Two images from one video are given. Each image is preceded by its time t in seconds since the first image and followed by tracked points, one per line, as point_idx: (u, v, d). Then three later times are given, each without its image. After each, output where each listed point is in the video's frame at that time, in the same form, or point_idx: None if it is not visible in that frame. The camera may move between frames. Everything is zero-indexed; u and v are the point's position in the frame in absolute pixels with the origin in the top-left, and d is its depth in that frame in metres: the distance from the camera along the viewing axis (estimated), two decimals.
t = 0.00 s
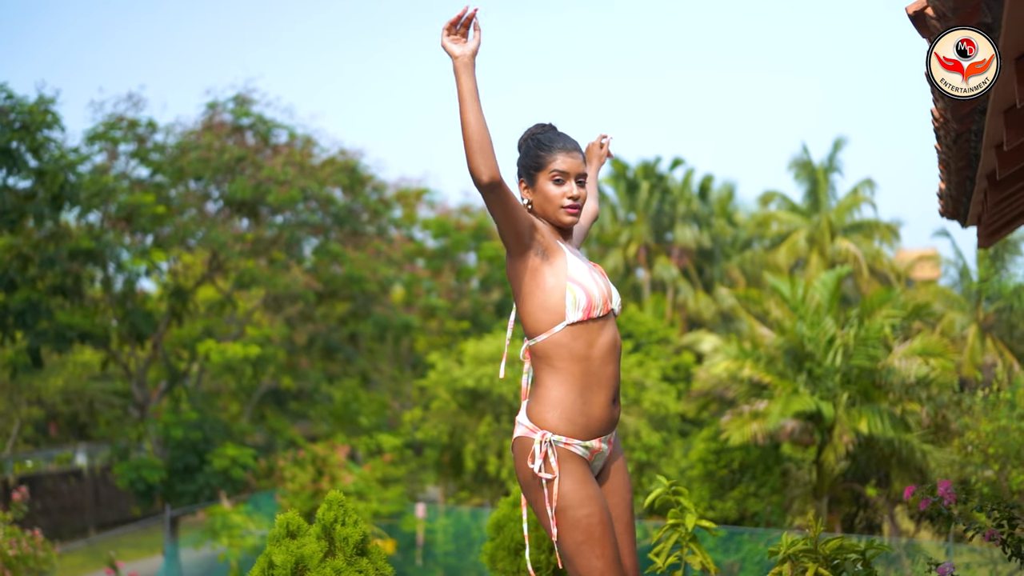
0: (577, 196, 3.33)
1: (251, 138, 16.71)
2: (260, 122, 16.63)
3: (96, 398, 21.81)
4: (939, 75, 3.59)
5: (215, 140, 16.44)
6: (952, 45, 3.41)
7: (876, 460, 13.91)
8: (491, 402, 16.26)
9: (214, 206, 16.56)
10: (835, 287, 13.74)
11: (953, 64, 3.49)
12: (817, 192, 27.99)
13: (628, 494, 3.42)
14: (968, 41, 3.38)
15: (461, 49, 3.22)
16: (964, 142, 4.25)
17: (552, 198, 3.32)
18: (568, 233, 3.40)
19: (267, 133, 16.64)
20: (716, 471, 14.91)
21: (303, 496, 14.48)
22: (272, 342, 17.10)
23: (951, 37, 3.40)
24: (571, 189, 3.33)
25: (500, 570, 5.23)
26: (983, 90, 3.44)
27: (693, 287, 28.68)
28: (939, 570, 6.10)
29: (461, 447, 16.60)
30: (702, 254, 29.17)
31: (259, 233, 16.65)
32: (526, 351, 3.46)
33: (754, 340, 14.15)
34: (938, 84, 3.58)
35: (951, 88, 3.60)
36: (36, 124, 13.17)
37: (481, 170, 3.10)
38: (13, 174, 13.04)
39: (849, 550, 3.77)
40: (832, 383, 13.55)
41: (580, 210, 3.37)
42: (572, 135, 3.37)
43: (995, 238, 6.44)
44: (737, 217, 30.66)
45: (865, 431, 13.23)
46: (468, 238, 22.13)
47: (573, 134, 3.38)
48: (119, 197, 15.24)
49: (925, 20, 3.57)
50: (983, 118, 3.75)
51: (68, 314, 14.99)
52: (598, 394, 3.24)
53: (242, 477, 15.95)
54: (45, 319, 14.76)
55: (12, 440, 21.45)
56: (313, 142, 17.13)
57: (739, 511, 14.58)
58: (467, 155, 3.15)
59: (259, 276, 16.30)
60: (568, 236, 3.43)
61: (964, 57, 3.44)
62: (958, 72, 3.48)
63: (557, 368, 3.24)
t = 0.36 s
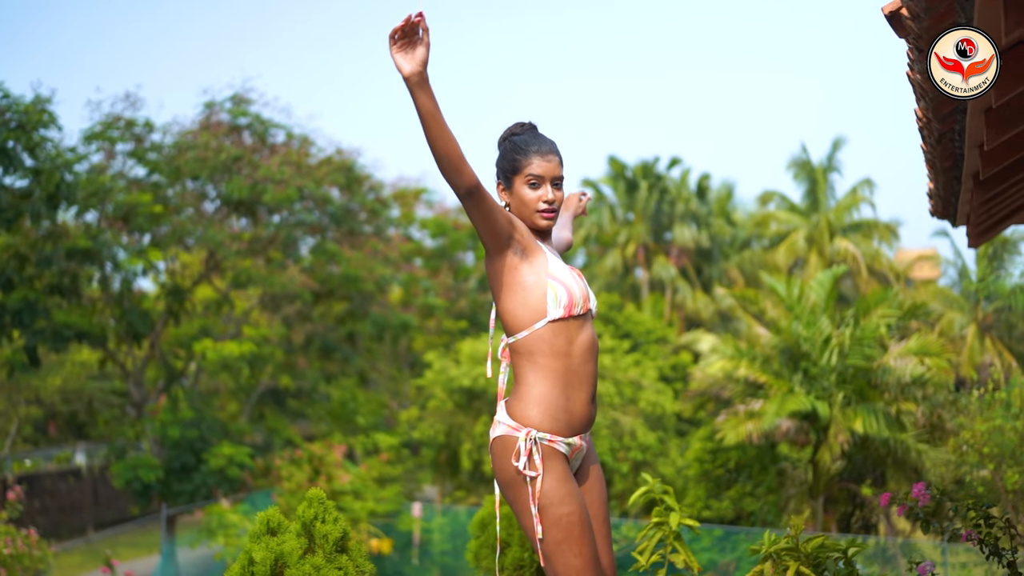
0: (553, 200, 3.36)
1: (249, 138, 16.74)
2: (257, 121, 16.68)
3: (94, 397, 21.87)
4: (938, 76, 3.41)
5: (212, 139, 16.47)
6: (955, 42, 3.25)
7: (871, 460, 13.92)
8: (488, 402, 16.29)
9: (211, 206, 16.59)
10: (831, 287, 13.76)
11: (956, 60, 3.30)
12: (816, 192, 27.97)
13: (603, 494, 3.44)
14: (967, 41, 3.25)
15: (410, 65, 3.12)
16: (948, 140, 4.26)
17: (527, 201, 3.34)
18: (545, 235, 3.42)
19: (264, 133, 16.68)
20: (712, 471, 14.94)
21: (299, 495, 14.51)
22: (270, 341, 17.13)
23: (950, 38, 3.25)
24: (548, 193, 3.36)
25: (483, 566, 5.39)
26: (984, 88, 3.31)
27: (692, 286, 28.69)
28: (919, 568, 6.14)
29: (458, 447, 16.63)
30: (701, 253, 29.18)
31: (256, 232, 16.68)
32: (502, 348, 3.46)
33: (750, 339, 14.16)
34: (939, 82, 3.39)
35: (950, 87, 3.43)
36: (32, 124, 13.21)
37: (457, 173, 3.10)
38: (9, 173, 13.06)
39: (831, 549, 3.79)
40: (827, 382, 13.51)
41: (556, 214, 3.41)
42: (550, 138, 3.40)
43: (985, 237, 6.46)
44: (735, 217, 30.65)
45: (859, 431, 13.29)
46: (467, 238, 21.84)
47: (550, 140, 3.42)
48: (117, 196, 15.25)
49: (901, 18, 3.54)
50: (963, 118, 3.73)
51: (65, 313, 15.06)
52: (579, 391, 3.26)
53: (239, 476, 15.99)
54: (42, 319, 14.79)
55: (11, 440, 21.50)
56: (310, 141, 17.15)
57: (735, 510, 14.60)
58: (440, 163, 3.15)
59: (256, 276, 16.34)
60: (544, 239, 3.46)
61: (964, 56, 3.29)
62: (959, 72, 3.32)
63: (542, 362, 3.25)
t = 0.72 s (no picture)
0: (528, 204, 3.39)
1: (246, 138, 16.78)
2: (255, 122, 16.74)
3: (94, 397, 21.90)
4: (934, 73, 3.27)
5: (210, 140, 16.51)
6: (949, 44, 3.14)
7: (868, 460, 13.91)
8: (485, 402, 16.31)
9: (209, 207, 16.62)
10: (827, 287, 13.79)
11: (951, 63, 3.19)
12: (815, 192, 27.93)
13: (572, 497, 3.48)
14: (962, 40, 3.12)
15: (357, 140, 3.04)
16: (932, 142, 4.29)
17: (503, 206, 3.37)
18: (521, 240, 3.45)
19: (262, 133, 16.73)
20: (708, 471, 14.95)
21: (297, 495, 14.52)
22: (267, 341, 17.17)
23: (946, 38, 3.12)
24: (523, 198, 3.38)
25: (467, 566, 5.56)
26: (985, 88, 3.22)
27: (691, 287, 28.69)
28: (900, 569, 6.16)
29: (455, 447, 16.64)
30: (700, 254, 29.19)
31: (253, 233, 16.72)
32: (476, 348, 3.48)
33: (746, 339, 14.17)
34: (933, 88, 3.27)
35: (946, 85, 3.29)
36: (29, 124, 13.25)
37: (433, 202, 3.11)
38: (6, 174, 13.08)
39: (812, 549, 3.82)
40: (823, 382, 13.57)
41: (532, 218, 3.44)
42: (524, 143, 3.43)
43: (976, 237, 6.46)
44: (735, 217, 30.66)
45: (855, 431, 13.29)
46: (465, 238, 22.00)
47: (525, 145, 3.45)
48: (115, 196, 15.29)
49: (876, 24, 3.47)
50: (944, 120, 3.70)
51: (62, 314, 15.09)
52: (555, 390, 3.30)
53: (236, 476, 16.03)
54: (40, 319, 14.82)
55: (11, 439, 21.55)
56: (308, 142, 17.17)
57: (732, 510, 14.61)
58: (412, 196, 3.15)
59: (253, 276, 16.36)
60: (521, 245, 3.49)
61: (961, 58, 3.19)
62: (958, 72, 3.19)
63: (521, 360, 3.28)
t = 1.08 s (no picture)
0: (505, 205, 3.50)
1: (244, 139, 16.85)
2: (252, 122, 16.80)
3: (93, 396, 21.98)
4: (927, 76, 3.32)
5: (207, 140, 16.57)
6: (954, 44, 3.18)
7: (865, 460, 13.87)
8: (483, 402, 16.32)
9: (207, 207, 16.67)
10: (825, 288, 13.76)
11: (954, 63, 3.23)
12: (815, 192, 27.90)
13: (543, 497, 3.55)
14: (965, 40, 3.19)
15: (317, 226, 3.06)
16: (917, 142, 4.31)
17: (479, 207, 3.48)
18: (500, 239, 3.56)
19: (259, 134, 16.78)
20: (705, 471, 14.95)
21: (295, 495, 14.53)
22: (265, 341, 17.21)
23: (949, 37, 3.17)
24: (500, 199, 3.50)
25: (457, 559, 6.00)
26: (985, 90, 3.34)
27: (691, 286, 28.69)
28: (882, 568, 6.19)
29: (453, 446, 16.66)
30: (700, 254, 29.19)
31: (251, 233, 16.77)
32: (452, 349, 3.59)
33: (743, 339, 14.15)
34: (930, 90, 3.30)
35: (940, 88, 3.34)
36: (26, 125, 13.25)
37: (400, 243, 3.23)
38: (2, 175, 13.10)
39: (796, 549, 3.83)
40: (820, 382, 13.57)
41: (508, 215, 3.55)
42: (502, 143, 3.53)
43: (969, 237, 6.46)
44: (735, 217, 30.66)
45: (852, 431, 13.26)
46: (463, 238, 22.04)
47: (502, 144, 3.53)
48: (113, 197, 15.32)
49: (854, 25, 3.47)
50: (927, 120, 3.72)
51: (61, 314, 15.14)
52: (529, 389, 3.40)
53: (234, 476, 16.08)
54: (39, 319, 14.84)
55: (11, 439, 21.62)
56: (306, 142, 17.20)
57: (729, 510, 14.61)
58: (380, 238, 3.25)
59: (251, 276, 16.42)
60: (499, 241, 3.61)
61: (965, 57, 3.25)
62: (958, 72, 3.25)
63: (495, 358, 3.39)
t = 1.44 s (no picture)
0: (488, 205, 3.39)
1: (249, 139, 16.94)
2: (256, 123, 16.90)
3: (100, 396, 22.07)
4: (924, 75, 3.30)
5: (211, 140, 16.65)
6: (952, 44, 3.15)
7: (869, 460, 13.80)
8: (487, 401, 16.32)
9: (212, 207, 16.72)
10: (830, 288, 13.72)
11: (953, 63, 3.22)
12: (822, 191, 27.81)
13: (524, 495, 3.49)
14: (963, 41, 3.17)
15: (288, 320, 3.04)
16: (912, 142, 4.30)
17: (461, 209, 3.37)
18: (483, 241, 3.45)
19: (263, 134, 16.86)
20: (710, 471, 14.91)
21: (299, 494, 14.54)
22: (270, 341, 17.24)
23: (949, 37, 3.14)
24: (483, 199, 3.39)
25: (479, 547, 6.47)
26: (985, 89, 3.34)
27: (697, 286, 28.62)
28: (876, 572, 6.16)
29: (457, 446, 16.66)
30: (706, 253, 29.15)
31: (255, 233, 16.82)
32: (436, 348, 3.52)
33: (747, 339, 14.13)
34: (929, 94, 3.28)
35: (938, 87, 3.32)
36: (30, 125, 13.30)
37: (375, 290, 3.17)
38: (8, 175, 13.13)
39: (789, 551, 3.81)
40: (824, 382, 13.55)
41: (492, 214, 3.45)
42: (484, 142, 3.42)
43: (969, 236, 6.43)
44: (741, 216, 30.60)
45: (856, 431, 13.30)
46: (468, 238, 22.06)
47: (484, 142, 3.42)
48: (117, 197, 15.37)
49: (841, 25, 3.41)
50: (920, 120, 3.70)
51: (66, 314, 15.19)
52: (508, 390, 3.32)
53: (239, 476, 16.11)
54: (44, 319, 14.89)
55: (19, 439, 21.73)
56: (310, 142, 17.25)
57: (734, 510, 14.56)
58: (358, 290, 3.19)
59: (255, 277, 16.46)
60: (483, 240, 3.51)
61: (964, 56, 3.24)
62: (957, 72, 3.24)
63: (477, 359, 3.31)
